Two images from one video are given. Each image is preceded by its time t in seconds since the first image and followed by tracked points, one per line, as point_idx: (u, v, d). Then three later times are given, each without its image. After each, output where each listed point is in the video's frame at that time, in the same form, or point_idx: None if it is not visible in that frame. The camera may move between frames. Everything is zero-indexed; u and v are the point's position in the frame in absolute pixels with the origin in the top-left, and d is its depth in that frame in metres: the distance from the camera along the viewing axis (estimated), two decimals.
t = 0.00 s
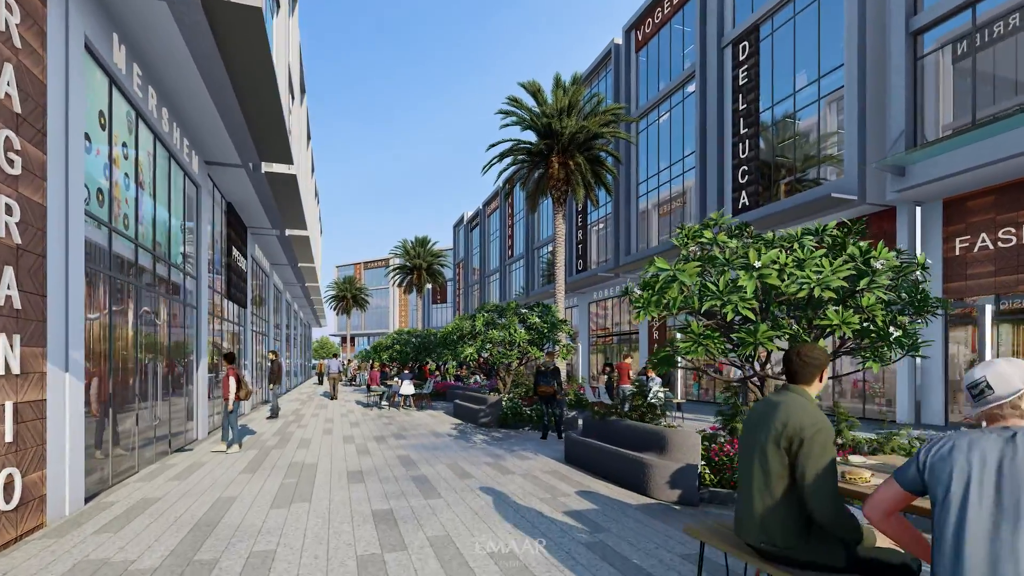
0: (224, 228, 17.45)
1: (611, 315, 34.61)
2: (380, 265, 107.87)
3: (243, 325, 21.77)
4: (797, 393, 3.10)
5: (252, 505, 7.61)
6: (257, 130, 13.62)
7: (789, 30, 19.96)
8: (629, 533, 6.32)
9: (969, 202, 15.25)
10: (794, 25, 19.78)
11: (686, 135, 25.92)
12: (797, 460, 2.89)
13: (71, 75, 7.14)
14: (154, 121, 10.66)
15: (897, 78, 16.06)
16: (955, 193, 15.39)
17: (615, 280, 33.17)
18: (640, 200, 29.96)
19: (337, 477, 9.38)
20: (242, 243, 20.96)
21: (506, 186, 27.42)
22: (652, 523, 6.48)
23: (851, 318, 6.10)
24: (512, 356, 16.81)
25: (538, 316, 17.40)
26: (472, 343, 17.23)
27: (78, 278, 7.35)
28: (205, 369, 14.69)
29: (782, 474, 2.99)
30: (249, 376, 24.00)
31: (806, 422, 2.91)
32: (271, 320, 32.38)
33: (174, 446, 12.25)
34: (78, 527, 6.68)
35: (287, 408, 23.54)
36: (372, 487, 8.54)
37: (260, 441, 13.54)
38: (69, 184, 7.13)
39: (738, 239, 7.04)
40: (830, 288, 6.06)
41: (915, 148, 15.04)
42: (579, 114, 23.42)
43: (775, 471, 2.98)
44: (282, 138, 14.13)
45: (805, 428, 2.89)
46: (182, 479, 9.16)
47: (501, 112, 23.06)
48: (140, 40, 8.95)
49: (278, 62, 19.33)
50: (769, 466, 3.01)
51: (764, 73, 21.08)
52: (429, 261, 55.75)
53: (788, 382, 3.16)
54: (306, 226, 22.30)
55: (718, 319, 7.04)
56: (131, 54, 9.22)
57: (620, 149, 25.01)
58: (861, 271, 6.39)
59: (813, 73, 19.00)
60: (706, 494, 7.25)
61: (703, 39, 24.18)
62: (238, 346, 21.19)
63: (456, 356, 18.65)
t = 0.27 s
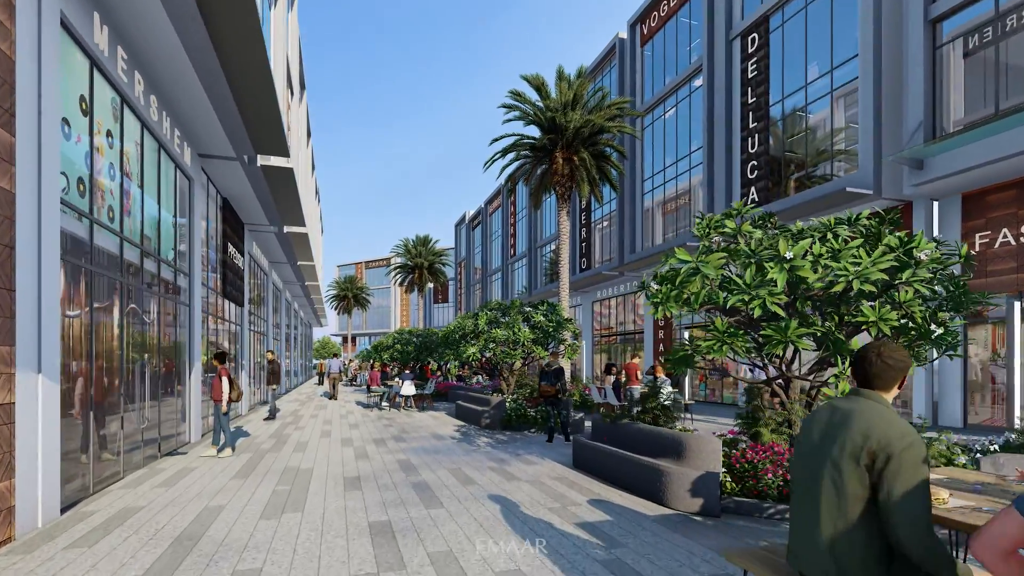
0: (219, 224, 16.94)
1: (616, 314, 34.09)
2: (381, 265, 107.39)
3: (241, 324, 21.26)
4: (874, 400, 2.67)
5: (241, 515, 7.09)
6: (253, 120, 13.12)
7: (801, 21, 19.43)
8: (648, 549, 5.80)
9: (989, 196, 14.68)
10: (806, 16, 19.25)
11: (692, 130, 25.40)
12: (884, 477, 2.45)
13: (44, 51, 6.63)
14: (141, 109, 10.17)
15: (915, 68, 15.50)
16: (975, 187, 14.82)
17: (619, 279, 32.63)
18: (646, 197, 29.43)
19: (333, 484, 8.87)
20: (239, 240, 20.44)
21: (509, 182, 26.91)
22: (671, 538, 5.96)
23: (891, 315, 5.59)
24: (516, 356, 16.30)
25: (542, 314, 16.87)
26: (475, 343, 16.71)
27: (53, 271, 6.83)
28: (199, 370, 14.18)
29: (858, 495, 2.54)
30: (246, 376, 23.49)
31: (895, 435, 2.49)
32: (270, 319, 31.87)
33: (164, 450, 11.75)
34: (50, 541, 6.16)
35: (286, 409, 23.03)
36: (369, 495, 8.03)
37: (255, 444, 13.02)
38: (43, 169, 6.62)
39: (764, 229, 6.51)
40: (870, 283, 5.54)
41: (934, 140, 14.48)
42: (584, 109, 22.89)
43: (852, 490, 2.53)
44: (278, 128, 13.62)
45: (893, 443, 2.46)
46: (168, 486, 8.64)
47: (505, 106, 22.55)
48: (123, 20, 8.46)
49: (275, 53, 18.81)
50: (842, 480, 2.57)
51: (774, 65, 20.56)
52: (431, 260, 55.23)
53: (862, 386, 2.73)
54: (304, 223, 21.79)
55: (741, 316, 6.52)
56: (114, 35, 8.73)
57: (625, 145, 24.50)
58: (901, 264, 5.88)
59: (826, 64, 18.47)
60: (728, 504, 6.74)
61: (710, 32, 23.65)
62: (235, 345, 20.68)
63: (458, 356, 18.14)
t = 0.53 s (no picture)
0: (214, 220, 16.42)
1: (620, 314, 33.56)
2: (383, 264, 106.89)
3: (238, 323, 20.77)
4: (977, 410, 2.14)
5: (226, 527, 6.56)
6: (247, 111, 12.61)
7: (812, 11, 18.89)
8: (671, 567, 5.28)
9: (1009, 190, 13.93)
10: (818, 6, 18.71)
11: (700, 125, 24.86)
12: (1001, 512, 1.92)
13: (12, 24, 6.12)
14: (127, 95, 9.70)
15: (933, 57, 14.90)
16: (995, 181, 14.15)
17: (624, 277, 32.09)
18: (651, 194, 28.90)
19: (328, 491, 8.37)
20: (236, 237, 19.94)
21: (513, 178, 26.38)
22: (694, 555, 5.45)
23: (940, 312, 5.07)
24: (520, 356, 15.79)
25: (547, 312, 16.34)
26: (478, 342, 16.18)
27: (23, 263, 6.31)
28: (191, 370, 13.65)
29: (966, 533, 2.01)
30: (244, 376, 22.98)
31: (1013, 451, 1.95)
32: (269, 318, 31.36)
33: (154, 454, 11.26)
34: (15, 558, 5.64)
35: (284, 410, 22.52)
36: (365, 504, 7.53)
37: (249, 448, 12.50)
38: (12, 152, 6.11)
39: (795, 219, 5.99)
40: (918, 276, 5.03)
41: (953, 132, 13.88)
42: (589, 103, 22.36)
43: (956, 527, 2.00)
44: (272, 120, 13.10)
45: (1010, 465, 1.93)
46: (152, 495, 8.12)
47: (508, 100, 22.03)
48: None
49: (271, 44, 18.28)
50: (945, 508, 2.03)
51: (785, 57, 20.02)
52: (432, 259, 54.71)
53: (957, 392, 2.20)
54: (303, 219, 21.28)
55: (769, 312, 6.00)
56: (94, 14, 8.27)
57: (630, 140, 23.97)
58: (948, 256, 5.36)
59: (839, 55, 17.93)
60: (754, 516, 6.23)
61: (718, 24, 23.12)
62: (232, 344, 20.17)
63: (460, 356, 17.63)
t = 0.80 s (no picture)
0: (207, 215, 15.92)
1: (625, 313, 33.02)
2: (384, 264, 106.40)
3: (235, 322, 20.26)
4: None
5: (210, 541, 6.05)
6: (241, 99, 12.11)
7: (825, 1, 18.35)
8: None
9: None
10: None
11: (707, 119, 24.35)
12: None
13: None
14: (112, 79, 9.19)
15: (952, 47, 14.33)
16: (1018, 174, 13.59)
17: (629, 276, 31.56)
18: (657, 190, 28.37)
19: (322, 500, 7.87)
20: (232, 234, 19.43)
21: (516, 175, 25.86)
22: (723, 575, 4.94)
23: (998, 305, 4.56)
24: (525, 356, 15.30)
25: (552, 310, 15.83)
26: (481, 341, 15.68)
27: None
28: (183, 370, 13.14)
29: None
30: (241, 377, 22.46)
31: None
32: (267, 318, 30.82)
33: (142, 458, 10.74)
34: None
35: (282, 411, 22.00)
36: (362, 514, 7.02)
37: (243, 451, 11.99)
38: None
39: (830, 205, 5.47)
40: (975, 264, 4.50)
41: (975, 123, 13.32)
42: (594, 96, 21.84)
43: None
44: (268, 111, 12.59)
45: None
46: (135, 504, 7.60)
47: (511, 94, 21.53)
48: None
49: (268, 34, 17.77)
50: None
51: (796, 49, 19.48)
52: (434, 258, 54.18)
53: None
54: (301, 216, 20.77)
55: (801, 308, 5.49)
56: None
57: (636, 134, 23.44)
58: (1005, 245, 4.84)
59: (853, 46, 17.41)
60: (786, 530, 5.73)
61: (726, 16, 22.61)
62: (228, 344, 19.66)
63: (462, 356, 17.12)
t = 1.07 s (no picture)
0: (200, 211, 15.40)
1: (629, 312, 32.50)
2: (385, 264, 105.90)
3: (231, 321, 19.76)
4: None
5: (191, 557, 5.54)
6: (234, 88, 11.59)
7: None
8: None
9: None
10: None
11: (715, 114, 23.83)
12: None
13: None
14: (93, 62, 8.67)
15: (974, 34, 13.80)
16: None
17: (634, 274, 31.02)
18: (663, 187, 27.85)
19: (316, 509, 7.37)
20: (229, 230, 18.92)
21: (520, 172, 25.35)
22: None
23: None
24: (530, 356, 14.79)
25: (557, 308, 15.31)
26: (484, 341, 15.16)
27: None
28: (174, 370, 12.63)
29: None
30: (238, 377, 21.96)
31: None
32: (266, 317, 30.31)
33: (128, 463, 10.25)
34: None
35: (280, 412, 21.48)
36: (357, 527, 6.53)
37: (235, 455, 11.48)
38: None
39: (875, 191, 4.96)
40: None
41: (999, 113, 12.79)
42: (599, 89, 21.33)
43: None
44: (263, 101, 12.07)
45: None
46: (115, 514, 7.10)
47: (515, 87, 21.02)
48: None
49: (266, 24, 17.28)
50: None
51: (808, 40, 18.96)
52: (435, 257, 53.66)
53: None
54: (299, 212, 20.27)
55: (842, 303, 4.96)
56: None
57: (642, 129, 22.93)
58: None
59: (868, 36, 16.89)
60: (826, 547, 5.24)
61: (735, 8, 22.09)
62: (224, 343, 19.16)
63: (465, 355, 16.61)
